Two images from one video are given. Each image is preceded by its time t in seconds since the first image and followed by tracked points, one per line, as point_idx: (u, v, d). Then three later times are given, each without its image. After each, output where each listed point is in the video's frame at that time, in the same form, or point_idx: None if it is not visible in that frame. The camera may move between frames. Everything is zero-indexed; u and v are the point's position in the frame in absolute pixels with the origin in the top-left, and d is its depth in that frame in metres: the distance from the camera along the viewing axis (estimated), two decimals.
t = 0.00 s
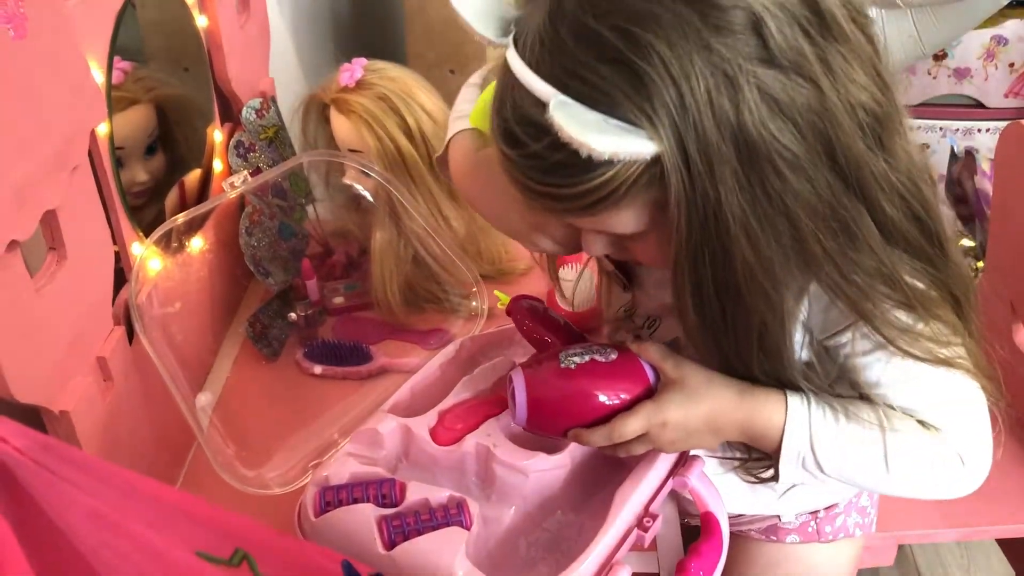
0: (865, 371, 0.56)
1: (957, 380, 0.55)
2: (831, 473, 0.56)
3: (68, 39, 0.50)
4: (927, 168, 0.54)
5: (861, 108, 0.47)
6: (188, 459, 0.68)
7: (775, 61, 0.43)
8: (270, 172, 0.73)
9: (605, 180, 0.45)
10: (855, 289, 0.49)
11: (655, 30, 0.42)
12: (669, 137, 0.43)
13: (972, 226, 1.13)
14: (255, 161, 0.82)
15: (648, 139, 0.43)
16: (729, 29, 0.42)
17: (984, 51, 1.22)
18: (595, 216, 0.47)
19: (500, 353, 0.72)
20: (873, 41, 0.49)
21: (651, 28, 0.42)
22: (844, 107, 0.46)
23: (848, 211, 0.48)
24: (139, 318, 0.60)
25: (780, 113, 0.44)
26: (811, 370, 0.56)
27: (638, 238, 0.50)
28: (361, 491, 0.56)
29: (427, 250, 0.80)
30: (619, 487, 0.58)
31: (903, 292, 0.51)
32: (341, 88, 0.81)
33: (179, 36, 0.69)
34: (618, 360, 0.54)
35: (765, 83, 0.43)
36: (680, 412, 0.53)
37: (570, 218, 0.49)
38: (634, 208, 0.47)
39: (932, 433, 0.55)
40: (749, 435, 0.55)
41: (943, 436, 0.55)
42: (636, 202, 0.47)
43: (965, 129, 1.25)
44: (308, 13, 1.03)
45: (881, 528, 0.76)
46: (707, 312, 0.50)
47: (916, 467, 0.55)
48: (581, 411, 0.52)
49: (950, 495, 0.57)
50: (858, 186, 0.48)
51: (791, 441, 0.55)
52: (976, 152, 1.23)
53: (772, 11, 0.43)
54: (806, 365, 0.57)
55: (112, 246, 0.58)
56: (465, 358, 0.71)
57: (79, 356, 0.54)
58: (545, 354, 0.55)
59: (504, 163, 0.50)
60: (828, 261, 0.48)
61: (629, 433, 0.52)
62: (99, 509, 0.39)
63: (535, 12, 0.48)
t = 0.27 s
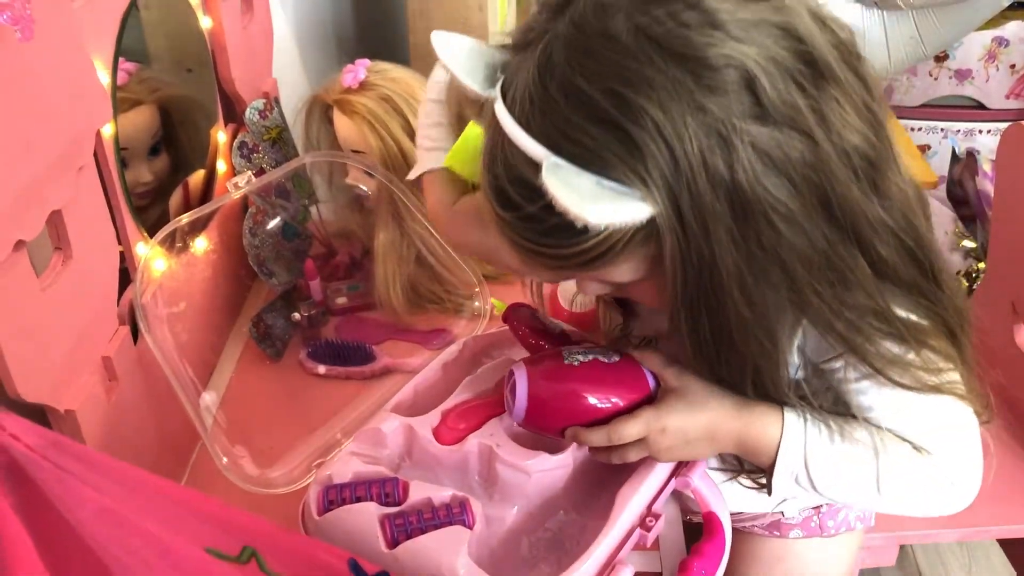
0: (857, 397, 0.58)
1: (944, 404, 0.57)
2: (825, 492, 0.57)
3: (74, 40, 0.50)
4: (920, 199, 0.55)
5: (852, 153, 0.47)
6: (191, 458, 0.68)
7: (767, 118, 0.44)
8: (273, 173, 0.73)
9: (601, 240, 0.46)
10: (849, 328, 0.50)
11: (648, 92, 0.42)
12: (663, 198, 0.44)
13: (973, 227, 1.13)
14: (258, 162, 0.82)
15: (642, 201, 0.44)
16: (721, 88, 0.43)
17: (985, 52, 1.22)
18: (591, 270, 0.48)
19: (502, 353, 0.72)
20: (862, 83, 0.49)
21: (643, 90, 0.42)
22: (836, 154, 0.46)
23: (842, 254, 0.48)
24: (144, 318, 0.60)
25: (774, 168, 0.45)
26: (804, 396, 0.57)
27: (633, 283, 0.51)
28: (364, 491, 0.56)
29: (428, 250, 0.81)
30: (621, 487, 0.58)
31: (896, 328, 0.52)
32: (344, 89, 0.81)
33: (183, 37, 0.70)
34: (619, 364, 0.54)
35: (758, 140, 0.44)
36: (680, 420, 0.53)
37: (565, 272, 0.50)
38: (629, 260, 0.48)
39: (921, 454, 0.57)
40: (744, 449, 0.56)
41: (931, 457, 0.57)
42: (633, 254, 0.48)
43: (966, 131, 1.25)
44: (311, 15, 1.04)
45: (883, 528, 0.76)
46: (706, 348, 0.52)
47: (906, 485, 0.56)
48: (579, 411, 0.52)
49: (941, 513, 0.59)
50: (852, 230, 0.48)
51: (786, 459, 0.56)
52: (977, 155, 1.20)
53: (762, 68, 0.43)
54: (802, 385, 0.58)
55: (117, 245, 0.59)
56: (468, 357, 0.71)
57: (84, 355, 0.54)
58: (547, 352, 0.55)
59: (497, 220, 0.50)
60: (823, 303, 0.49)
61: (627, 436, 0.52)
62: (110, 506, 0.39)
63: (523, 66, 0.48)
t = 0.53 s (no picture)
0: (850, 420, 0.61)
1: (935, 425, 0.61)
2: (818, 505, 0.61)
3: (78, 43, 0.50)
4: (903, 239, 0.55)
5: (836, 209, 0.48)
6: (194, 460, 0.68)
7: (752, 183, 0.44)
8: (276, 175, 0.73)
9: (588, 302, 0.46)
10: (826, 368, 0.52)
11: (634, 159, 0.42)
12: (650, 261, 0.44)
13: (974, 229, 1.13)
14: (261, 163, 0.83)
15: (630, 265, 0.44)
16: (707, 154, 0.43)
17: (986, 54, 1.23)
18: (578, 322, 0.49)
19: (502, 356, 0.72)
20: (843, 133, 0.49)
21: (629, 157, 0.42)
22: (820, 211, 0.47)
23: (825, 304, 0.49)
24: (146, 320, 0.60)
25: (759, 229, 0.45)
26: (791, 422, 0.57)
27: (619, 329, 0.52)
28: (365, 492, 0.56)
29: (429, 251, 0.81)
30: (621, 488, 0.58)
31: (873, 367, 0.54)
32: (346, 90, 0.81)
33: (185, 39, 0.70)
34: (616, 377, 0.56)
35: (743, 205, 0.44)
36: (675, 433, 0.56)
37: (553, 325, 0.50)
38: (615, 314, 0.48)
39: (914, 471, 0.60)
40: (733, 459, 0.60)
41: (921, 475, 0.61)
42: (620, 309, 0.48)
43: (966, 132, 1.25)
44: (313, 17, 1.04)
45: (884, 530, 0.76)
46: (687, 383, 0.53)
47: (897, 500, 0.60)
48: (581, 418, 0.53)
49: (929, 523, 0.63)
50: (834, 281, 0.49)
51: (781, 474, 0.60)
52: (977, 155, 1.19)
53: (749, 132, 0.43)
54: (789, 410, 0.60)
55: (120, 247, 0.59)
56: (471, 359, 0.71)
57: (88, 357, 0.54)
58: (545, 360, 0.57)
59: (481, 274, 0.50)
60: (803, 349, 0.50)
61: (627, 445, 0.54)
62: (115, 506, 0.39)
63: (506, 121, 0.47)
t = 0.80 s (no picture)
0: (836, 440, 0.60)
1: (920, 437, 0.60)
2: (800, 513, 0.60)
3: (75, 45, 0.50)
4: (898, 262, 0.55)
5: (825, 227, 0.48)
6: (192, 461, 0.68)
7: (741, 196, 0.44)
8: (274, 176, 0.73)
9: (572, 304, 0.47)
10: (809, 388, 0.52)
11: (624, 167, 0.43)
12: (634, 266, 0.45)
13: (973, 230, 1.13)
14: (259, 165, 0.83)
15: (616, 270, 0.45)
16: (698, 163, 0.43)
17: (985, 54, 1.22)
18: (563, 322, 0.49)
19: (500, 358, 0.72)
20: (838, 151, 0.50)
21: (619, 164, 0.43)
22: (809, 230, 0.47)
23: (810, 324, 0.49)
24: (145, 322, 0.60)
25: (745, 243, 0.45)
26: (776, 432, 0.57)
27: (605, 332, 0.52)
28: (357, 495, 0.56)
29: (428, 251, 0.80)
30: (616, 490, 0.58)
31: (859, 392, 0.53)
32: (344, 92, 0.82)
33: (185, 41, 0.70)
34: (605, 376, 0.56)
35: (730, 217, 0.44)
36: (657, 433, 0.55)
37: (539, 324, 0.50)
38: (600, 315, 0.49)
39: (896, 481, 0.59)
40: (717, 463, 0.58)
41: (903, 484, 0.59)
42: (605, 312, 0.49)
43: (966, 132, 1.25)
44: (312, 17, 1.04)
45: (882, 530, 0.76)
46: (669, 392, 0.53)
47: (879, 510, 0.59)
48: (568, 412, 0.53)
49: (912, 534, 0.62)
50: (821, 301, 0.49)
51: (760, 480, 0.59)
52: (976, 156, 1.18)
53: (739, 143, 0.43)
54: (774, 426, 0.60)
55: (118, 249, 0.59)
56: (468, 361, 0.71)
57: (86, 359, 0.54)
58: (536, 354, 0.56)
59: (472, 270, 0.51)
60: (785, 371, 0.50)
61: (609, 439, 0.53)
62: (112, 508, 0.39)
63: (503, 119, 0.48)
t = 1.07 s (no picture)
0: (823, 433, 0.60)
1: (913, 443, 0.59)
2: (791, 517, 0.59)
3: (72, 46, 0.50)
4: (900, 259, 0.56)
5: (824, 211, 0.48)
6: (189, 463, 0.68)
7: (742, 169, 0.44)
8: (270, 176, 0.72)
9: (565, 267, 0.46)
10: (802, 374, 0.51)
11: (627, 131, 0.42)
12: (632, 235, 0.44)
13: (972, 230, 1.13)
14: (256, 166, 0.82)
15: (612, 235, 0.44)
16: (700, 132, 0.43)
17: (984, 54, 1.22)
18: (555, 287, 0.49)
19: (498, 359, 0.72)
20: (842, 136, 0.50)
21: (623, 127, 0.42)
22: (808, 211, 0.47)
23: (804, 307, 0.49)
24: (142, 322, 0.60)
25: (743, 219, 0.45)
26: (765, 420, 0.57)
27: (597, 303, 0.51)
28: (354, 497, 0.56)
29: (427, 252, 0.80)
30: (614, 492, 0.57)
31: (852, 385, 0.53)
32: (343, 92, 0.81)
33: (183, 42, 0.70)
34: (596, 376, 0.55)
35: (730, 189, 0.44)
36: (645, 433, 0.55)
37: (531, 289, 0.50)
38: (593, 283, 0.48)
39: (887, 484, 0.59)
40: (703, 466, 0.58)
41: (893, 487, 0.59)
42: (598, 280, 0.48)
43: (965, 132, 1.25)
44: (310, 18, 1.04)
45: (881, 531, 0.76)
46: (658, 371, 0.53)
47: (869, 512, 0.58)
48: (560, 412, 0.52)
49: (901, 537, 0.61)
50: (816, 285, 0.49)
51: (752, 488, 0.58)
52: (975, 155, 1.18)
53: (742, 116, 0.43)
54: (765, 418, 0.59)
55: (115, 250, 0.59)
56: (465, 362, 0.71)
57: (83, 359, 0.54)
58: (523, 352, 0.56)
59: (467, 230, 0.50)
60: (776, 352, 0.50)
61: (597, 440, 0.53)
62: (104, 509, 0.39)
63: (507, 79, 0.47)
